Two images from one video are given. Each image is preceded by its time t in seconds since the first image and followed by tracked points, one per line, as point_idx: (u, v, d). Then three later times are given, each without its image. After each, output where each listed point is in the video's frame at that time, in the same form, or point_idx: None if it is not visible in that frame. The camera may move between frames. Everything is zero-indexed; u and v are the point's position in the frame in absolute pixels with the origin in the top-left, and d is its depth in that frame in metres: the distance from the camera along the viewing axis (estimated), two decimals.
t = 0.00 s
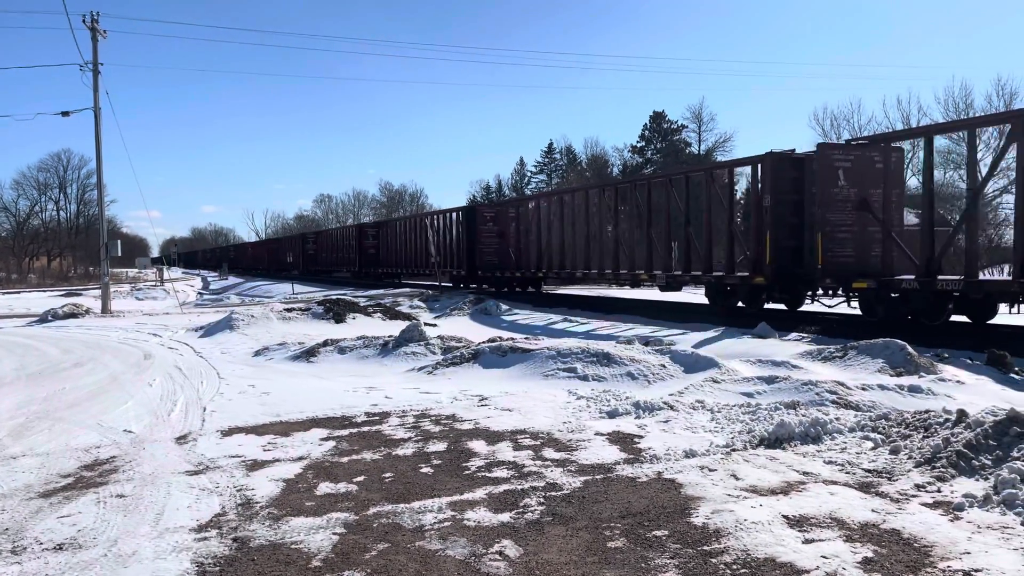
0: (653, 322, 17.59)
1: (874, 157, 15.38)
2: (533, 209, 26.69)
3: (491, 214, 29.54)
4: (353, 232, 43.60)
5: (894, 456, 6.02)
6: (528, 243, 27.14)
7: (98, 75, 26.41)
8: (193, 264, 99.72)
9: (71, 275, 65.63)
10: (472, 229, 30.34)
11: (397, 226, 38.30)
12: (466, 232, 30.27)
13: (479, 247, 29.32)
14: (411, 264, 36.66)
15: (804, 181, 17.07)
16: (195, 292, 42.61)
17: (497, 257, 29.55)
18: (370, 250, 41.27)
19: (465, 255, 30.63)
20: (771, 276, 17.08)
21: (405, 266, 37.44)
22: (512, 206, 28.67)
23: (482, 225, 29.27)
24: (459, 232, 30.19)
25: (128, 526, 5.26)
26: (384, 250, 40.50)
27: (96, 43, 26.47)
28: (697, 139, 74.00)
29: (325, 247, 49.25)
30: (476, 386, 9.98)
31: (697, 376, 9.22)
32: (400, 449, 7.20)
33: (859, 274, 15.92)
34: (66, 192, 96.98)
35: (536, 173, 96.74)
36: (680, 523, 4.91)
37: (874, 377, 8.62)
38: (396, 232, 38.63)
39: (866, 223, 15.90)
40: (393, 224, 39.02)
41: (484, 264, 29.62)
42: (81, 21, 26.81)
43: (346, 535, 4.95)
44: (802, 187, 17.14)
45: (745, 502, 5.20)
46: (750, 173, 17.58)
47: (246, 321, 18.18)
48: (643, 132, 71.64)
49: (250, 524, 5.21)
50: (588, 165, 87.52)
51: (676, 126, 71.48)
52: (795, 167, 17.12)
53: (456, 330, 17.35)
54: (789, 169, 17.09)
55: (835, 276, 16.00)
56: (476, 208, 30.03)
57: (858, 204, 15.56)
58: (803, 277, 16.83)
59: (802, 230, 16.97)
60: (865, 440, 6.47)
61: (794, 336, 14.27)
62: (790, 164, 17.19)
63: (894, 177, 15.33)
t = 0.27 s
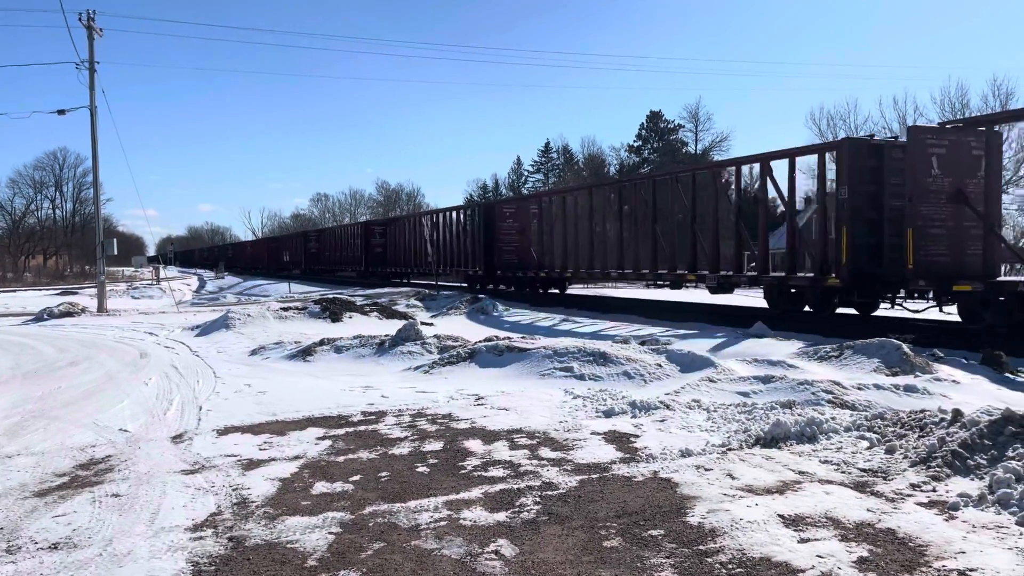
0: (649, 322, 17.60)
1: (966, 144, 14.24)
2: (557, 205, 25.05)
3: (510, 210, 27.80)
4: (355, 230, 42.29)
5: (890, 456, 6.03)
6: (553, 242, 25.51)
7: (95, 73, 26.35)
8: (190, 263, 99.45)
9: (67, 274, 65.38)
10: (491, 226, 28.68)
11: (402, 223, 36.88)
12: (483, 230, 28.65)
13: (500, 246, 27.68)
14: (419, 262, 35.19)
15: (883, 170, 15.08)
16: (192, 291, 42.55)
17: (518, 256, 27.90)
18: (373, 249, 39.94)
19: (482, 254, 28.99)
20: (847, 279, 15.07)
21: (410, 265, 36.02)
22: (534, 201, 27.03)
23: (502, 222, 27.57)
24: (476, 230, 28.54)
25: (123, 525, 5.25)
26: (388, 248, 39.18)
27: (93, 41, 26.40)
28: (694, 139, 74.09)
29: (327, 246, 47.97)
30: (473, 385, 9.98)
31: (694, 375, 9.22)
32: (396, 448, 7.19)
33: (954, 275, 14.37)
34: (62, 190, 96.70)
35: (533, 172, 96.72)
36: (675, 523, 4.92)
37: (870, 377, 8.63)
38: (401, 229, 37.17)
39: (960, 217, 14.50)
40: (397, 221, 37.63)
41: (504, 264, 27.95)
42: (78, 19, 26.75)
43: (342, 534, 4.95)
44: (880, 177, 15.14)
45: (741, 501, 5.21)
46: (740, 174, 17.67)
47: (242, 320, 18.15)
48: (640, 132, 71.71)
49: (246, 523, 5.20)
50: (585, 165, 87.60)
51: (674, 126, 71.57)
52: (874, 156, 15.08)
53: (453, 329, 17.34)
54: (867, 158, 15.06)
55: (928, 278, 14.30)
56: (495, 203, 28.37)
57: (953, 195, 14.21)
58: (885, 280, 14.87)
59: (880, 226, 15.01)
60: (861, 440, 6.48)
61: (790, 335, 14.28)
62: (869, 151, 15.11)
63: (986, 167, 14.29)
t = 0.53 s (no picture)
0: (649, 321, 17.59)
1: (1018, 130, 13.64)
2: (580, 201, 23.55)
3: (530, 206, 26.35)
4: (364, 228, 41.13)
5: (889, 455, 6.04)
6: (574, 241, 24.06)
7: (94, 71, 26.34)
8: (189, 261, 99.40)
9: (66, 272, 65.37)
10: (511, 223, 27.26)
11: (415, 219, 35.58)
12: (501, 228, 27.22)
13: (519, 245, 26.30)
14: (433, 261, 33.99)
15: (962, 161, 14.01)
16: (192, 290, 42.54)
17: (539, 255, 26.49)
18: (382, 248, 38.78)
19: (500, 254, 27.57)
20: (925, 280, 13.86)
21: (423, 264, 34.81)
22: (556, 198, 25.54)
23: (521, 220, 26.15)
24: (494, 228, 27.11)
25: (123, 523, 5.25)
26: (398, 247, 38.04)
27: (92, 39, 26.39)
28: (693, 137, 74.15)
29: (332, 245, 47.38)
30: (472, 384, 9.98)
31: (693, 374, 9.22)
32: (396, 446, 7.20)
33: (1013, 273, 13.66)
34: (61, 188, 96.66)
35: (533, 171, 96.69)
36: (675, 521, 4.92)
37: (869, 376, 8.63)
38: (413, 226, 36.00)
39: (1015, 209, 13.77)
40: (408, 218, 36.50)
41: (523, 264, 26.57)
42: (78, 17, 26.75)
43: (342, 533, 4.95)
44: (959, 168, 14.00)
45: (740, 500, 5.21)
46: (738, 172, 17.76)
47: (242, 318, 18.15)
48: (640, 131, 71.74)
49: (245, 521, 5.21)
50: (584, 163, 87.66)
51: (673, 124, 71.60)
52: (952, 144, 13.93)
53: (453, 328, 17.35)
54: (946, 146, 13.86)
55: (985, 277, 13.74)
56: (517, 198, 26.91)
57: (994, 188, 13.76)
58: (966, 281, 13.70)
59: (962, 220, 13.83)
60: (860, 439, 6.48)
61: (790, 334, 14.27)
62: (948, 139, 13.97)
63: None
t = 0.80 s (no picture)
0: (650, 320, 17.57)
1: None
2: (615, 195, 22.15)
3: (557, 201, 25.15)
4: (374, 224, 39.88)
5: (890, 454, 6.04)
6: (605, 237, 22.80)
7: (95, 69, 26.34)
8: (190, 259, 99.42)
9: (67, 270, 65.40)
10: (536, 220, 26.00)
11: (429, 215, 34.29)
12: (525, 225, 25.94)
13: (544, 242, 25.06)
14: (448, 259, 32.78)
15: None
16: (193, 288, 42.58)
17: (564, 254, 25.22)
18: (394, 245, 37.59)
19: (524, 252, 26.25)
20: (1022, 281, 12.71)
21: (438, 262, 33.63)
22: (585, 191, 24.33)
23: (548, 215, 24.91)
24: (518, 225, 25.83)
25: (125, 521, 5.26)
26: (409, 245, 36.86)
27: (93, 38, 26.38)
28: (694, 136, 74.14)
29: (337, 243, 46.64)
30: (473, 383, 10.00)
31: (694, 373, 9.23)
32: (397, 445, 7.21)
33: None
34: (62, 186, 96.69)
35: (534, 170, 96.66)
36: (675, 520, 4.93)
37: (870, 375, 8.64)
38: (426, 223, 34.78)
39: None
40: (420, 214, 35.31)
41: (548, 262, 25.30)
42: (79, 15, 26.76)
43: (343, 531, 4.96)
44: None
45: (741, 499, 5.22)
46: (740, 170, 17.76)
47: (243, 316, 18.17)
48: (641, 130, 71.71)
49: (246, 519, 5.22)
50: (585, 162, 87.66)
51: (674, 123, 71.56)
52: None
53: (454, 326, 17.38)
54: None
55: None
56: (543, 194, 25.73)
57: None
58: None
59: None
60: (861, 437, 6.49)
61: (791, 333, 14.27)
62: None
63: None
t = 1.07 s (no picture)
0: (651, 319, 17.58)
1: None
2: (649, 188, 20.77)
3: (587, 196, 23.46)
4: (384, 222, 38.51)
5: (891, 453, 6.04)
6: (641, 236, 21.22)
7: (97, 68, 26.34)
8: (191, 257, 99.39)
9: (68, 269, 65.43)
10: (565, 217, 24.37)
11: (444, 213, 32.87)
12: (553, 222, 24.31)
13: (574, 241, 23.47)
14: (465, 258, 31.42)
15: None
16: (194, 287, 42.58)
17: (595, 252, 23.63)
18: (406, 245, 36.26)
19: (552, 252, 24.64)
20: None
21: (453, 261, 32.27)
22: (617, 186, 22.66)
23: (577, 212, 23.29)
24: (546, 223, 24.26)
25: (127, 519, 5.27)
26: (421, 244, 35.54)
27: (94, 36, 26.38)
28: (696, 135, 74.03)
29: (345, 242, 45.62)
30: (475, 382, 10.00)
31: (695, 372, 9.23)
32: (398, 444, 7.21)
33: None
34: (63, 185, 96.73)
35: (535, 169, 96.58)
36: (677, 519, 4.93)
37: (872, 374, 8.64)
38: (439, 220, 33.42)
39: None
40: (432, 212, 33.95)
41: (578, 262, 23.73)
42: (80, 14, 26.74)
43: (345, 529, 4.97)
44: None
45: (743, 498, 5.23)
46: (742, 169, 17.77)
47: (245, 315, 18.18)
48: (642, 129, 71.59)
49: (248, 517, 5.23)
50: (587, 161, 87.57)
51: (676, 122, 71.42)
52: None
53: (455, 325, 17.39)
54: None
55: None
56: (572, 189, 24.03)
57: None
58: None
59: None
60: (862, 436, 6.49)
61: (792, 333, 14.27)
62: None
63: None
